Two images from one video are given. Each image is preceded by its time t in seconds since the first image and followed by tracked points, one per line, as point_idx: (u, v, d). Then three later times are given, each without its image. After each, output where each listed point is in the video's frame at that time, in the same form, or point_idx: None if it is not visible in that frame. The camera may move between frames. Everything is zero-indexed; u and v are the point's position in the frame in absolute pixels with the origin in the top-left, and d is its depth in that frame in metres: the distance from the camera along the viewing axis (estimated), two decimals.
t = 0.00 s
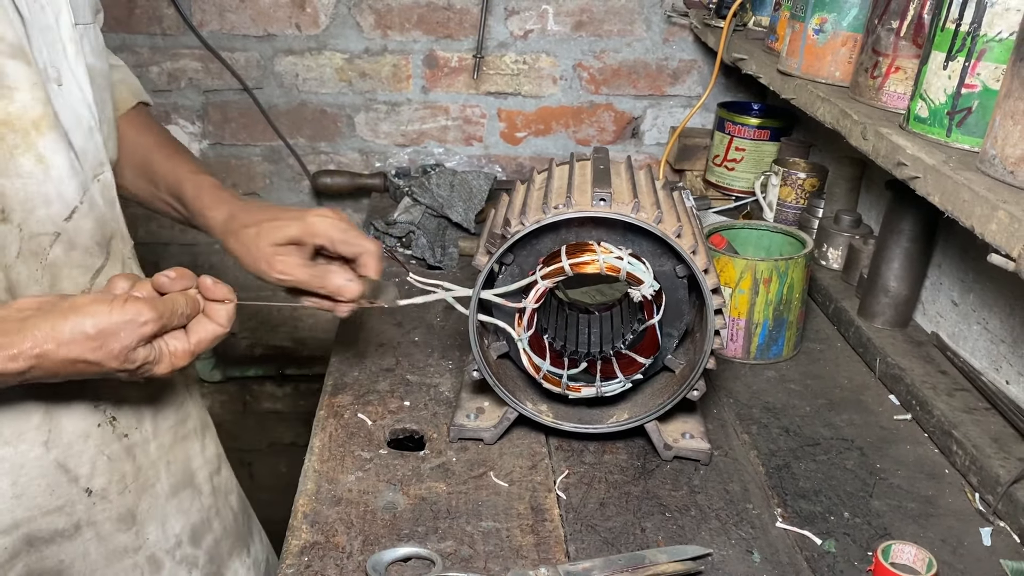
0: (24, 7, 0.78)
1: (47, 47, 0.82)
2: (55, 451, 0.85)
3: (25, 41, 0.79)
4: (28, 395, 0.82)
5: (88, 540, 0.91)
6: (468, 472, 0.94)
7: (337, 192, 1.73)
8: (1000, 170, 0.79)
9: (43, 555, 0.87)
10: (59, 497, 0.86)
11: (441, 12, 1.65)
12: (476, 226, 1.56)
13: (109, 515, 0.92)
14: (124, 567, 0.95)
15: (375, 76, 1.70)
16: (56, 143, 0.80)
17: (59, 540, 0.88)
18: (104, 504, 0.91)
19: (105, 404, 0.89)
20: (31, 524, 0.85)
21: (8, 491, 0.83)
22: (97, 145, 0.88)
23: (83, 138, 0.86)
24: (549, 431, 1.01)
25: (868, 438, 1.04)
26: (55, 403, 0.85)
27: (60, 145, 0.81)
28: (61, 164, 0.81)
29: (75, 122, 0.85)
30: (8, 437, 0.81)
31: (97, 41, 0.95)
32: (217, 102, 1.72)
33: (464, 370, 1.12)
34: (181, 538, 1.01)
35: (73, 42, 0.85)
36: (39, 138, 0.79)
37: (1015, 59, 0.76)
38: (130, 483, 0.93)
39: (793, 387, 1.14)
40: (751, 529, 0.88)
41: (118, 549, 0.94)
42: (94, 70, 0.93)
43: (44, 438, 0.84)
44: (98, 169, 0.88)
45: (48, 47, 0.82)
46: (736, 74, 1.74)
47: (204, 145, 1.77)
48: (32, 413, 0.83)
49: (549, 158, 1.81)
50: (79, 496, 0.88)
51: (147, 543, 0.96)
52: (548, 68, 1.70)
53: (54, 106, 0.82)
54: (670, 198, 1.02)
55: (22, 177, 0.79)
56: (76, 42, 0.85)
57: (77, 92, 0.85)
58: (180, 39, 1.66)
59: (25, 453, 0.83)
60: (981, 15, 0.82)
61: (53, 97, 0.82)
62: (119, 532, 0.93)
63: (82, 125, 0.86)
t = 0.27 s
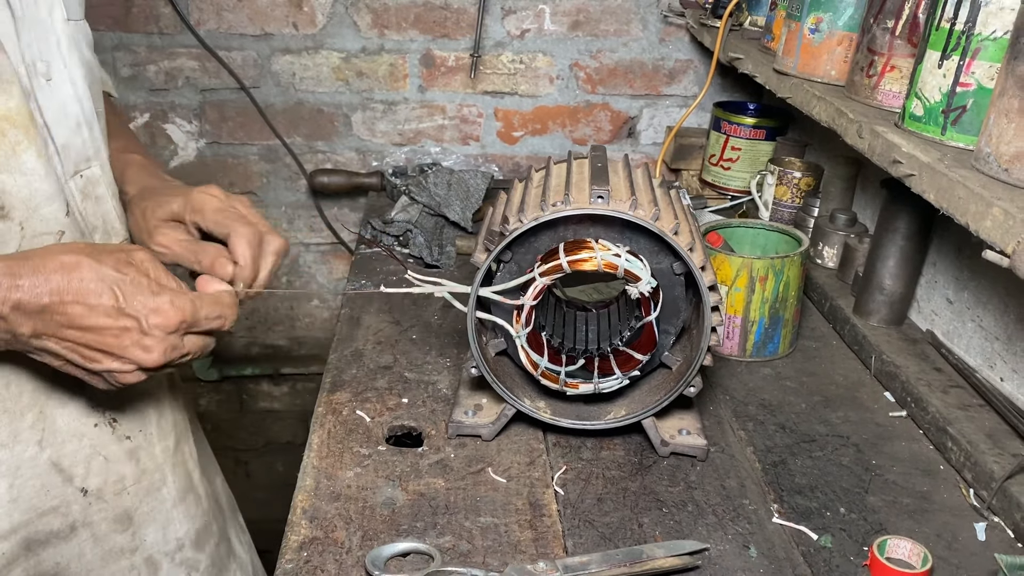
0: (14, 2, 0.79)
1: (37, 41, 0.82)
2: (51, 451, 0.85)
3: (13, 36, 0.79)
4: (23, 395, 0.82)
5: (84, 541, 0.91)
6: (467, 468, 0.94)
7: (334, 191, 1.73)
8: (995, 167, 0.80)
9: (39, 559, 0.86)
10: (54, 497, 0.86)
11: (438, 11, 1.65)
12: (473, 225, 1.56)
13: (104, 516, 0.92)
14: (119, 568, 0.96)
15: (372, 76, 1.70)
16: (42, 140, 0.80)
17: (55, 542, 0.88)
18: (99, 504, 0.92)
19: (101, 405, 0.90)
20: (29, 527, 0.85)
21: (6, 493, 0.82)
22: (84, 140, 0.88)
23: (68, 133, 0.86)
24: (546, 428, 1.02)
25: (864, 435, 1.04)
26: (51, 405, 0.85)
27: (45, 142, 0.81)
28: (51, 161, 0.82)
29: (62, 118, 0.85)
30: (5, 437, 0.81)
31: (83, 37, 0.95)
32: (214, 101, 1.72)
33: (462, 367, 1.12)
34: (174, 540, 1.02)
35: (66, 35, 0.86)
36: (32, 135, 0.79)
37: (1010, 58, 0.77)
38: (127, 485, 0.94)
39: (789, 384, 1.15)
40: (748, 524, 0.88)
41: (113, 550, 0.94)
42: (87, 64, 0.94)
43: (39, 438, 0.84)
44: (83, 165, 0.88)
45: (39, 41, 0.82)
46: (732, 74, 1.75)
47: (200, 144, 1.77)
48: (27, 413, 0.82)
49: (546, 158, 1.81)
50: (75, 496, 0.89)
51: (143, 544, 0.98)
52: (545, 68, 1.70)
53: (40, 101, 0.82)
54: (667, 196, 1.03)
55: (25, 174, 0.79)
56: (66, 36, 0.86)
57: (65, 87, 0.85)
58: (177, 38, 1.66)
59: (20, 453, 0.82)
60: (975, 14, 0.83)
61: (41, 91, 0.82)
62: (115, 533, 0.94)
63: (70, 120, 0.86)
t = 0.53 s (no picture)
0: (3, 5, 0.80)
1: (22, 46, 0.83)
2: (44, 448, 0.86)
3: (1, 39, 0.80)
4: (20, 391, 0.82)
5: (72, 537, 0.92)
6: (460, 467, 0.95)
7: (329, 192, 1.73)
8: (983, 169, 0.81)
9: (24, 551, 0.88)
10: (45, 493, 0.87)
11: (433, 13, 1.66)
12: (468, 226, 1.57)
13: (95, 515, 0.93)
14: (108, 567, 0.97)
15: (366, 77, 1.71)
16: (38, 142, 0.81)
17: (42, 537, 0.89)
18: (91, 503, 0.92)
19: (98, 404, 0.90)
20: (15, 520, 0.86)
21: None
22: (64, 146, 0.88)
23: (50, 138, 0.86)
24: (540, 428, 1.02)
25: (854, 434, 1.05)
26: (48, 402, 0.85)
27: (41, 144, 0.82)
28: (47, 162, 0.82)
29: (44, 122, 0.85)
30: None
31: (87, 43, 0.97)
32: (209, 102, 1.73)
33: (456, 367, 1.13)
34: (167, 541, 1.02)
35: (53, 42, 0.86)
36: (28, 137, 0.80)
37: (997, 61, 0.78)
38: (120, 485, 0.94)
39: (781, 384, 1.16)
40: (739, 523, 0.89)
41: (102, 548, 0.95)
42: (82, 72, 0.95)
43: (33, 433, 0.85)
44: (64, 169, 0.87)
45: (23, 46, 0.83)
46: (725, 76, 1.76)
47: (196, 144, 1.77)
48: (21, 408, 0.83)
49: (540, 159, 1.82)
50: (66, 493, 0.89)
51: (133, 545, 0.98)
52: (539, 69, 1.71)
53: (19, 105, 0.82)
54: (659, 197, 1.04)
55: (19, 174, 0.81)
56: (53, 42, 0.86)
57: (48, 93, 0.86)
58: (172, 39, 1.66)
59: (11, 447, 0.83)
60: (964, 17, 0.84)
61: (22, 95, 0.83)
62: (104, 532, 0.95)
63: (51, 125, 0.86)
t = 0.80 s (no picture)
0: (14, 5, 0.80)
1: (37, 45, 0.83)
2: (43, 447, 0.86)
3: (14, 39, 0.80)
4: (19, 389, 0.83)
5: (70, 538, 0.92)
6: (458, 468, 0.95)
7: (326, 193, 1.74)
8: (978, 172, 0.81)
9: (21, 551, 0.88)
10: (44, 493, 0.87)
11: (431, 15, 1.66)
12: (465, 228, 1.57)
13: (92, 515, 0.93)
14: (105, 567, 0.96)
15: (364, 79, 1.71)
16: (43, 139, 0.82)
17: (39, 537, 0.89)
18: (88, 502, 0.92)
19: (96, 402, 0.91)
20: (11, 519, 0.86)
21: None
22: (81, 143, 0.88)
23: (63, 136, 0.86)
24: (537, 428, 1.03)
25: (850, 435, 1.06)
26: (47, 400, 0.86)
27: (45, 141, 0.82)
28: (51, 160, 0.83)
29: (56, 120, 0.86)
30: None
31: (90, 44, 0.97)
32: (207, 104, 1.73)
33: (453, 368, 1.13)
34: (164, 541, 1.02)
35: (67, 40, 0.87)
36: (33, 135, 0.80)
37: (991, 64, 0.78)
38: (118, 484, 0.95)
39: (777, 385, 1.16)
40: (735, 524, 0.89)
41: (99, 549, 0.95)
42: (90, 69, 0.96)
43: (32, 432, 0.85)
44: (78, 166, 0.88)
45: (40, 44, 0.84)
46: (721, 78, 1.77)
47: (193, 146, 1.77)
48: (21, 406, 0.83)
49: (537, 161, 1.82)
50: (64, 493, 0.89)
51: (129, 544, 0.98)
52: (536, 71, 1.72)
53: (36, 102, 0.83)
54: (656, 199, 1.04)
55: (24, 172, 0.81)
56: (69, 40, 0.87)
57: (63, 91, 0.86)
58: (170, 41, 1.66)
59: (11, 446, 0.83)
60: (958, 20, 0.84)
61: (37, 94, 0.83)
62: (102, 532, 0.95)
63: (65, 123, 0.87)
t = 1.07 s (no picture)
0: (13, 6, 0.80)
1: (34, 47, 0.84)
2: (38, 445, 0.86)
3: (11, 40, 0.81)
4: (13, 388, 0.83)
5: (63, 536, 0.91)
6: (455, 468, 0.95)
7: (323, 193, 1.74)
8: (973, 172, 0.82)
9: (14, 546, 0.88)
10: (38, 490, 0.88)
11: (429, 16, 1.66)
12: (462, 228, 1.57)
13: (86, 514, 0.93)
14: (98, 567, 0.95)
15: (362, 79, 1.71)
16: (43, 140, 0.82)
17: (32, 534, 0.89)
18: (83, 501, 0.92)
19: (91, 400, 0.91)
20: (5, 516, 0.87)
21: None
22: (76, 147, 0.88)
23: (61, 139, 0.86)
24: (534, 428, 1.03)
25: (846, 435, 1.06)
26: (42, 398, 0.86)
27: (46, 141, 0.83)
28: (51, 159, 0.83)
29: (55, 124, 0.86)
30: None
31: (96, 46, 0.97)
32: (204, 104, 1.73)
33: (450, 368, 1.13)
34: (158, 541, 1.01)
35: (66, 44, 0.86)
36: (33, 134, 0.81)
37: (987, 65, 0.78)
38: (112, 482, 0.94)
39: (773, 385, 1.16)
40: (731, 523, 0.90)
41: (92, 549, 0.94)
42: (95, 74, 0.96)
43: (27, 430, 0.85)
44: (74, 170, 0.88)
45: (37, 46, 0.84)
46: (718, 79, 1.77)
47: (191, 146, 1.77)
48: (17, 404, 0.84)
49: (535, 161, 1.82)
50: (58, 491, 0.89)
51: (122, 544, 0.97)
52: (534, 72, 1.72)
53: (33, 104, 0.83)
54: (653, 200, 1.05)
55: (23, 171, 0.81)
56: (67, 45, 0.87)
57: (60, 94, 0.86)
58: (167, 41, 1.66)
59: (6, 443, 0.84)
60: (954, 22, 0.85)
61: (34, 95, 0.84)
62: (96, 531, 0.94)
63: (63, 127, 0.87)
